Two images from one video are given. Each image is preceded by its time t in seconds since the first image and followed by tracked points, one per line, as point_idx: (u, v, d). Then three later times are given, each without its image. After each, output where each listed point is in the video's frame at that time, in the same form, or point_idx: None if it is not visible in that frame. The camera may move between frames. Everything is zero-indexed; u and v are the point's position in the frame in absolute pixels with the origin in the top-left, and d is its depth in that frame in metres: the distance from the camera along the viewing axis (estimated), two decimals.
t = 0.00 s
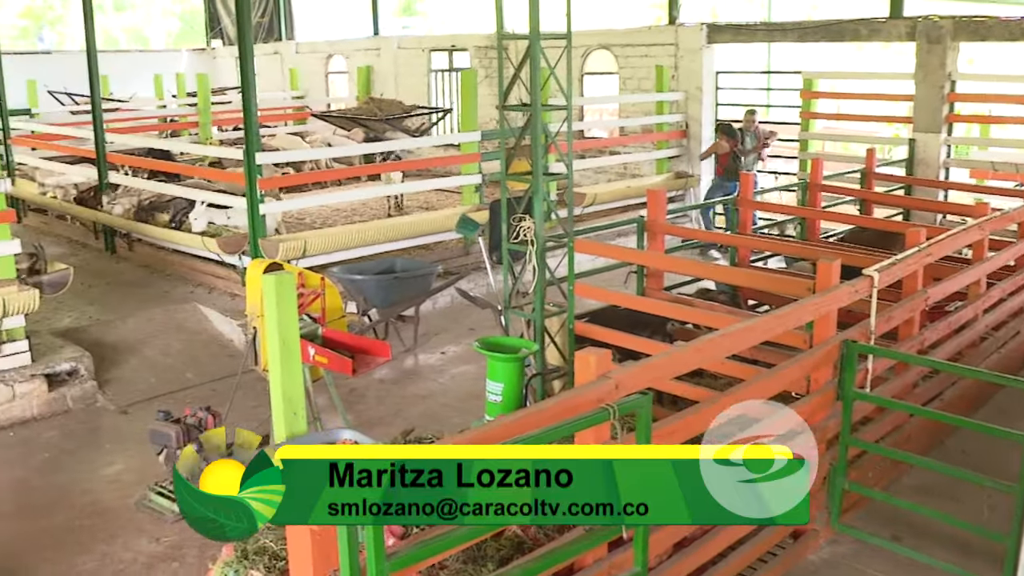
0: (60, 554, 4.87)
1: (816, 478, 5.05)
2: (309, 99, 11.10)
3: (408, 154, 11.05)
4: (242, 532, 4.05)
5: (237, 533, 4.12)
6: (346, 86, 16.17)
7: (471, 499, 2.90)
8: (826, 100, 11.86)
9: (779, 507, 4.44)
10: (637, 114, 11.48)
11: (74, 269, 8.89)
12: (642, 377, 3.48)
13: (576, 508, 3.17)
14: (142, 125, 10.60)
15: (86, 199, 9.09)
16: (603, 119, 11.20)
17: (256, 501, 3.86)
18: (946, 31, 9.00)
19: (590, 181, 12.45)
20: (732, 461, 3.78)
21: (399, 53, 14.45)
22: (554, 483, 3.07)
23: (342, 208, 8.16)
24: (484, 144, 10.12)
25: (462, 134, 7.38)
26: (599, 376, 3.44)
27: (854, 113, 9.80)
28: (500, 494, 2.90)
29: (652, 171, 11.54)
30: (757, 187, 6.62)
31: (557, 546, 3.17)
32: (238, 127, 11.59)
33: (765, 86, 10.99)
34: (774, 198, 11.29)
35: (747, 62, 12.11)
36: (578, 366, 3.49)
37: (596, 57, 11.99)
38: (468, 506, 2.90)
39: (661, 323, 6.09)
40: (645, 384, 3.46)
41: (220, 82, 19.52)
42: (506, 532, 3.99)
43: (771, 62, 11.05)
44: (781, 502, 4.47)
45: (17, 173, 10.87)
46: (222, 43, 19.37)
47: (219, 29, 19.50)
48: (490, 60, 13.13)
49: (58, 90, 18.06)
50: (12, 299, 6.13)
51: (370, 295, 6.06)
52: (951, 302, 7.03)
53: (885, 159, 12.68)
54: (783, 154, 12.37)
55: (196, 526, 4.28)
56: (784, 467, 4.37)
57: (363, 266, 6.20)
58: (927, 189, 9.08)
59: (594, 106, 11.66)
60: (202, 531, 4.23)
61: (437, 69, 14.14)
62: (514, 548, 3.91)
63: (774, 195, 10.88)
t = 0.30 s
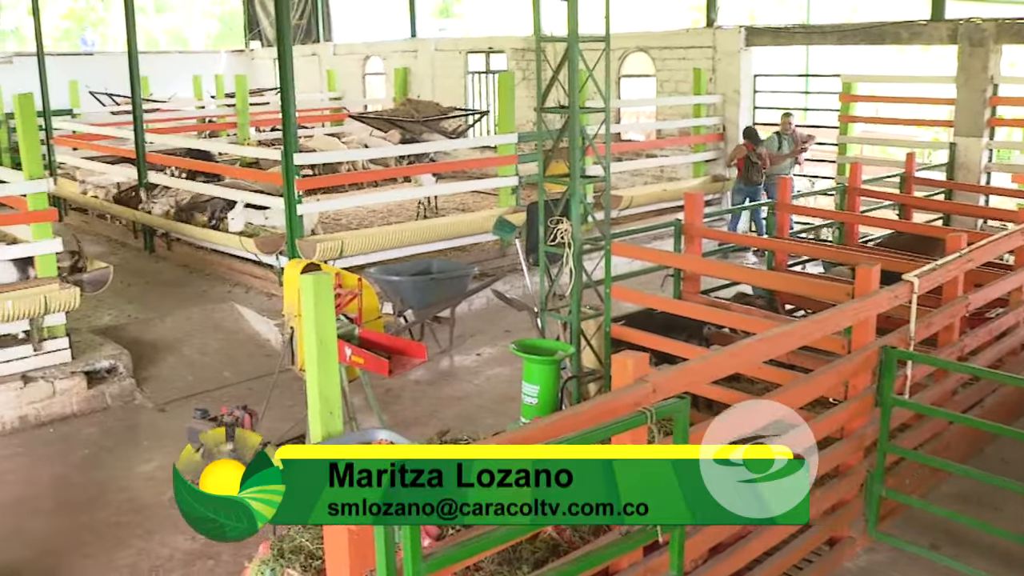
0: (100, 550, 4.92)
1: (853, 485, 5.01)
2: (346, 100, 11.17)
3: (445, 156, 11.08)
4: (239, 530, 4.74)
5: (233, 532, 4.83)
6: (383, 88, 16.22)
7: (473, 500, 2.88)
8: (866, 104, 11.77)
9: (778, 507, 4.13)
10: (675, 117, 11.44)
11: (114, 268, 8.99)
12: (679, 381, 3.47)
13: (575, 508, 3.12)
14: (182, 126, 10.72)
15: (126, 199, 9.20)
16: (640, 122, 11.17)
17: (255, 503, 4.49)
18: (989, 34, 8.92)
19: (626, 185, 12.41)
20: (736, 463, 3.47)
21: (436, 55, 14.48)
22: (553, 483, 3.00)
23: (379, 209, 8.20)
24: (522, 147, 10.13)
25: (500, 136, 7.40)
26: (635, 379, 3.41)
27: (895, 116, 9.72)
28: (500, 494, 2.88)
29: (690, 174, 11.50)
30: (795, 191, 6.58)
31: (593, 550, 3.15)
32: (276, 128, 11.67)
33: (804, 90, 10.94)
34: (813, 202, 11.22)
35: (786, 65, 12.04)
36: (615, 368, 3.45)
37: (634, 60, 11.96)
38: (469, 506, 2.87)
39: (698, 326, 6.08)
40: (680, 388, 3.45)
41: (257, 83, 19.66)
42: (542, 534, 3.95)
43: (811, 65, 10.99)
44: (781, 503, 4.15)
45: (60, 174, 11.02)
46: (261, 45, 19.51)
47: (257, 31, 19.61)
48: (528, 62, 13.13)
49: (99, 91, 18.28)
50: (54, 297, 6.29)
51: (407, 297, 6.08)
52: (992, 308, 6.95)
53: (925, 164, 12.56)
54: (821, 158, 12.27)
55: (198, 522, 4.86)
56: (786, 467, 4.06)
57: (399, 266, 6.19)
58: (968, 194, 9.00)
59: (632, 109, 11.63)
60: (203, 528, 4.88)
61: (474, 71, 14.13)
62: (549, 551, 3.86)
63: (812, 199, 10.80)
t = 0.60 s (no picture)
0: (136, 547, 4.97)
1: (889, 492, 4.95)
2: (382, 102, 11.22)
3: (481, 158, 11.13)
4: (239, 531, 4.86)
5: (233, 533, 4.89)
6: (418, 90, 16.29)
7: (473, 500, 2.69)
8: (904, 108, 11.69)
9: (781, 508, 3.51)
10: (710, 121, 11.41)
11: (151, 268, 9.09)
12: (716, 386, 3.45)
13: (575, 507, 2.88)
14: (219, 128, 10.83)
15: (164, 199, 9.30)
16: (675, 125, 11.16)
17: (254, 502, 4.63)
18: None
19: (661, 188, 12.40)
20: (736, 461, 3.18)
21: (471, 58, 14.51)
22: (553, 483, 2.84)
23: (414, 211, 8.25)
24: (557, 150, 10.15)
25: (536, 139, 7.42)
26: (672, 385, 3.38)
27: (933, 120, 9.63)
28: (501, 494, 2.74)
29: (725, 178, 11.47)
30: (831, 196, 6.52)
31: (628, 555, 3.17)
32: (313, 129, 11.76)
33: (841, 93, 10.88)
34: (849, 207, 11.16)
35: (823, 69, 11.99)
36: (651, 372, 3.44)
37: (669, 64, 11.96)
38: (468, 506, 2.68)
39: (732, 331, 6.05)
40: (717, 394, 3.42)
41: (294, 85, 19.81)
42: (575, 539, 3.80)
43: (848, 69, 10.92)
44: (783, 501, 3.56)
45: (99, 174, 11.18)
46: (297, 47, 19.62)
47: (293, 33, 19.78)
48: (563, 65, 13.13)
49: (138, 92, 18.52)
50: (92, 296, 6.38)
51: (442, 299, 6.08)
52: None
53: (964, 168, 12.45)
54: (858, 162, 12.20)
55: (196, 522, 4.97)
56: (787, 467, 3.47)
57: (434, 269, 6.21)
58: (1008, 200, 8.90)
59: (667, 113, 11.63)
60: (202, 529, 4.96)
61: (510, 73, 14.13)
62: (583, 555, 3.72)
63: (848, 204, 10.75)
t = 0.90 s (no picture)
0: (167, 544, 5.01)
1: (922, 499, 4.91)
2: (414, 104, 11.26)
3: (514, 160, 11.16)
4: (239, 531, 5.00)
5: (233, 533, 5.01)
6: (450, 91, 16.34)
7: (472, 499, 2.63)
8: (940, 111, 11.59)
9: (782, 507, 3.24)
10: (743, 124, 11.36)
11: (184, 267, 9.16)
12: (751, 390, 3.42)
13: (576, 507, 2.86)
14: (251, 129, 10.92)
15: (197, 199, 9.37)
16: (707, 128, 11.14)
17: (255, 503, 4.87)
18: None
19: (693, 191, 12.37)
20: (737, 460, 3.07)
21: (504, 60, 14.54)
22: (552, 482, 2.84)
23: (447, 212, 8.27)
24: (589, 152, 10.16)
25: (568, 141, 7.44)
26: (705, 388, 3.36)
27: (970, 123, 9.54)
28: (501, 493, 2.68)
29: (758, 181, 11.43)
30: (866, 200, 6.50)
31: (660, 558, 3.15)
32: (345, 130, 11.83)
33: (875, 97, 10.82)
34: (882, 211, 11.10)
35: (857, 71, 11.92)
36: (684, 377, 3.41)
37: (702, 66, 11.96)
38: (466, 505, 2.62)
39: (765, 335, 6.02)
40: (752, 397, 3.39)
41: (327, 86, 20.02)
42: (606, 542, 3.77)
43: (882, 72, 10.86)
44: (783, 501, 3.26)
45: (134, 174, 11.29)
46: (330, 48, 19.87)
47: (327, 35, 19.92)
48: (596, 67, 13.12)
49: (172, 93, 18.71)
50: (127, 294, 6.44)
51: (473, 300, 6.09)
52: None
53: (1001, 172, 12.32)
54: (892, 165, 12.11)
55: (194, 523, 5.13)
56: (787, 467, 3.20)
57: (466, 270, 6.22)
58: None
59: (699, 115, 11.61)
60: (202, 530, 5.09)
61: (542, 75, 14.15)
62: (614, 558, 3.69)
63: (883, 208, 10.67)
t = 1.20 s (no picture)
0: (195, 542, 5.05)
1: (954, 506, 4.86)
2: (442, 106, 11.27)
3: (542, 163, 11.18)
4: (239, 532, 5.07)
5: (233, 533, 5.06)
6: (479, 93, 16.36)
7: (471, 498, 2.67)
8: (974, 114, 11.47)
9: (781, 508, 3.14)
10: (773, 127, 11.28)
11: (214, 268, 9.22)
12: (780, 394, 3.42)
13: (575, 508, 2.93)
14: (281, 130, 10.99)
15: (227, 200, 9.44)
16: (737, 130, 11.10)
17: (255, 503, 5.10)
18: None
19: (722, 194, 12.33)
20: (738, 460, 3.04)
21: (533, 62, 14.53)
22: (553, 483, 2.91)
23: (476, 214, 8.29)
24: (618, 154, 10.16)
25: (597, 143, 7.44)
26: (736, 393, 3.42)
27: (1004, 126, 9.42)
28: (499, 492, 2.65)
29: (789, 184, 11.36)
30: (898, 204, 6.45)
31: (689, 562, 3.13)
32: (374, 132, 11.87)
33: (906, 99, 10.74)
34: (914, 216, 11.00)
35: (889, 74, 11.81)
36: (714, 381, 3.46)
37: (732, 69, 11.92)
38: (466, 506, 2.65)
39: (794, 340, 5.99)
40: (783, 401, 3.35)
41: (357, 88, 20.18)
42: (634, 546, 3.76)
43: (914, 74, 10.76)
44: (783, 500, 3.14)
45: (165, 175, 11.40)
46: (360, 50, 20.06)
47: (357, 36, 20.02)
48: (626, 69, 13.08)
49: (203, 94, 18.84)
50: (157, 293, 6.46)
51: (501, 302, 6.08)
52: None
53: None
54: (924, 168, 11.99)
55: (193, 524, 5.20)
56: (787, 467, 3.09)
57: (495, 272, 6.23)
58: None
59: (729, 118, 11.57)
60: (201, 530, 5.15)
61: (571, 78, 14.11)
62: (643, 562, 3.69)
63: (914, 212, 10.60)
